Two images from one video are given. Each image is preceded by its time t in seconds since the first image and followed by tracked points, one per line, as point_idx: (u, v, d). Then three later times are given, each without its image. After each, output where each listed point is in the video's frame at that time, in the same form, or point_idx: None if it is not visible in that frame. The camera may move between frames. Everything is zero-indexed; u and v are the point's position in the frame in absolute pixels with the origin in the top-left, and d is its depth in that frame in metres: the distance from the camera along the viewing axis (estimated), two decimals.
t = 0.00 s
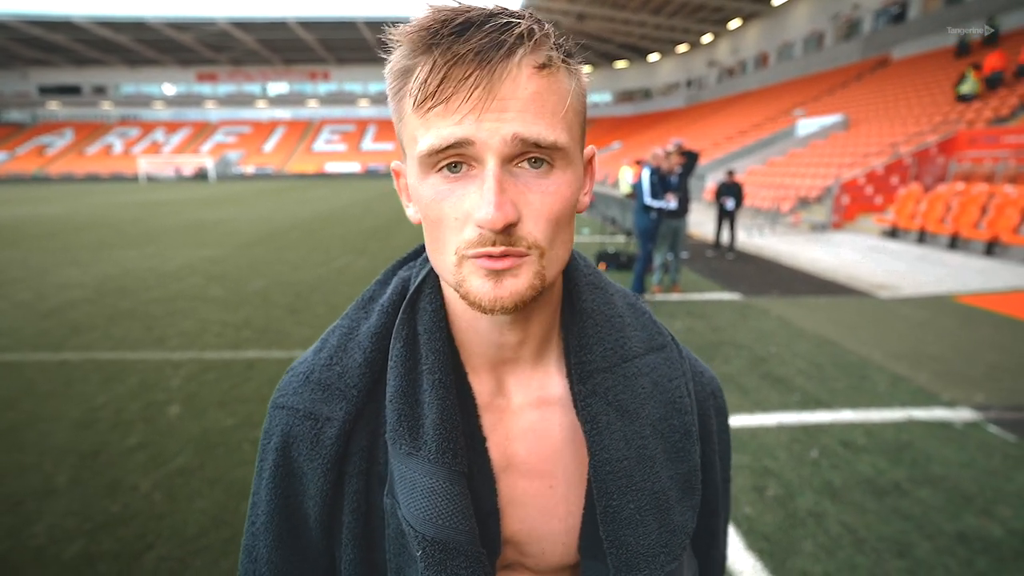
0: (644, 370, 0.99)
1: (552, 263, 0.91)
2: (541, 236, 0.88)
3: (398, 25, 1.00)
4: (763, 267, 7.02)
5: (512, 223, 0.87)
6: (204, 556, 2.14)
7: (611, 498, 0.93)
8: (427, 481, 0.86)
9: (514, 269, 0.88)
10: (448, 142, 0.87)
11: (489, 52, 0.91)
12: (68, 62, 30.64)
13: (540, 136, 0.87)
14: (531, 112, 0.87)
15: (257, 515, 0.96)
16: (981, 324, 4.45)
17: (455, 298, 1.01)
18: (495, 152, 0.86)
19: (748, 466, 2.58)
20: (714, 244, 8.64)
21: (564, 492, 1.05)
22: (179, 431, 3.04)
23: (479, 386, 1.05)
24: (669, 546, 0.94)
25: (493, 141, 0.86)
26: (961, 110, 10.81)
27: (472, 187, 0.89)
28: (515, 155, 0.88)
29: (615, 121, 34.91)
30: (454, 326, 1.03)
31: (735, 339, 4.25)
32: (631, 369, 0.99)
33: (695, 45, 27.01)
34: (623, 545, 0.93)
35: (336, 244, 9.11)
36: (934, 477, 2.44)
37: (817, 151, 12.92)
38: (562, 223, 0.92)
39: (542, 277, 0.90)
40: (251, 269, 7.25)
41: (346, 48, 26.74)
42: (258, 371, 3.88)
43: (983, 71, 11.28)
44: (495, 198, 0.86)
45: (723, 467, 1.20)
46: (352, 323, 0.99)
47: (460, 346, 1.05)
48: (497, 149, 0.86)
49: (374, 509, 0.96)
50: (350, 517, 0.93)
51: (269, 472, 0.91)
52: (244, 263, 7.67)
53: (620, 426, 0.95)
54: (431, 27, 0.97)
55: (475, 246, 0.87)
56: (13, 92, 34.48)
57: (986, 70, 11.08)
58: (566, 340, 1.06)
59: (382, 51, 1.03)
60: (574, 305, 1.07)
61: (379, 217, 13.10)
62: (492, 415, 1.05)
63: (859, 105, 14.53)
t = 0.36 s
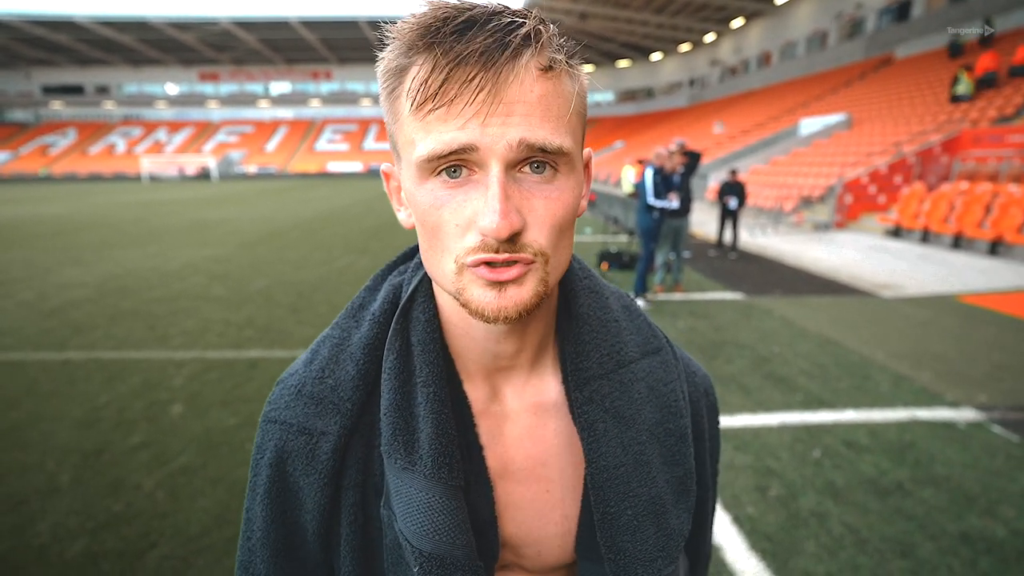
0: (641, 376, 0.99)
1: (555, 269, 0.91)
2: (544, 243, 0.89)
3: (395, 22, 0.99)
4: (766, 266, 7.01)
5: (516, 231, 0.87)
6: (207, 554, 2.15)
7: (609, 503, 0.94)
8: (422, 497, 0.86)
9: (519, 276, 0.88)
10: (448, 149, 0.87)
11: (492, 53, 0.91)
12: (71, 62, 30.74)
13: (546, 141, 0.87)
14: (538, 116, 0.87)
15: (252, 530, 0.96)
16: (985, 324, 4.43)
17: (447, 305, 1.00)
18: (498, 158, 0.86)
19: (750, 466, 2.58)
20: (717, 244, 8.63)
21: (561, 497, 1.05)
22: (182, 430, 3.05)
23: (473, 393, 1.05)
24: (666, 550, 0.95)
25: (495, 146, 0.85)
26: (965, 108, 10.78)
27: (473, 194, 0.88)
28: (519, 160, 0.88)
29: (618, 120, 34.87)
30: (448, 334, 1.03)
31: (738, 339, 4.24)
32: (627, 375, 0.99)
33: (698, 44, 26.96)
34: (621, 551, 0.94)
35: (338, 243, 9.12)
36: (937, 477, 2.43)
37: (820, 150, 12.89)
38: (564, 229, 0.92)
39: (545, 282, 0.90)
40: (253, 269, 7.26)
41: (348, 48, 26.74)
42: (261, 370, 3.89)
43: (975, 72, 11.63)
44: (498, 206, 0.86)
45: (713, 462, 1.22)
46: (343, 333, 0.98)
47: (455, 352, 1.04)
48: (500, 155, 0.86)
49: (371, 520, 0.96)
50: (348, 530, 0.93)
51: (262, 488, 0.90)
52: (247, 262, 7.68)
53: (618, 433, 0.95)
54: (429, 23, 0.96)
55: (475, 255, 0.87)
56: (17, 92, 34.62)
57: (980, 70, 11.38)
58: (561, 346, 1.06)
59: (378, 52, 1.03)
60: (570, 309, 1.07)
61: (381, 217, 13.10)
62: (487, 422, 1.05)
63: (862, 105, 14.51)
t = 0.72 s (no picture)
0: (637, 379, 1.00)
1: (551, 271, 0.91)
2: (541, 244, 0.89)
3: (388, 21, 0.99)
4: (768, 266, 7.00)
5: (511, 232, 0.87)
6: (209, 553, 2.15)
7: (604, 506, 0.95)
8: (417, 499, 0.86)
9: (515, 278, 0.88)
10: (443, 149, 0.86)
11: (487, 54, 0.91)
12: (72, 61, 30.76)
13: (541, 141, 0.87)
14: (532, 116, 0.87)
15: (246, 530, 0.96)
16: (986, 324, 4.43)
17: (443, 306, 1.00)
18: (493, 159, 0.86)
19: (751, 465, 2.58)
20: (719, 243, 8.62)
21: (556, 499, 1.06)
22: (183, 429, 3.05)
23: (469, 396, 1.05)
24: (661, 553, 0.96)
25: (490, 148, 0.85)
26: (966, 108, 10.77)
27: (468, 195, 0.88)
28: (514, 161, 0.88)
29: (619, 120, 34.84)
30: (444, 335, 1.03)
31: (739, 338, 4.24)
32: (624, 378, 0.99)
33: (699, 44, 26.96)
34: (616, 553, 0.95)
35: (339, 243, 9.12)
36: (938, 476, 2.44)
37: (821, 149, 12.88)
38: (561, 230, 0.92)
39: (542, 284, 0.90)
40: (254, 267, 7.26)
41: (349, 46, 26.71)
42: (261, 369, 3.89)
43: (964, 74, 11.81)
44: (493, 207, 0.86)
45: (711, 464, 1.22)
46: (337, 334, 0.98)
47: (451, 354, 1.04)
48: (494, 156, 0.86)
49: (366, 521, 0.97)
50: (342, 531, 0.94)
51: (256, 489, 0.91)
52: (248, 261, 7.68)
53: (613, 436, 0.96)
54: (423, 22, 0.96)
55: (470, 257, 0.87)
56: (18, 90, 34.65)
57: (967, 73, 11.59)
58: (558, 348, 1.06)
59: (373, 51, 1.02)
60: (568, 311, 1.07)
61: (382, 216, 13.11)
62: (483, 424, 1.06)
63: (864, 104, 14.49)
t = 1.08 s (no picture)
0: (633, 381, 0.99)
1: (548, 268, 0.91)
2: (537, 240, 0.89)
3: (381, 22, 1.00)
4: (770, 267, 6.98)
5: (507, 227, 0.87)
6: (211, 552, 2.16)
7: (597, 508, 0.95)
8: (412, 499, 0.86)
9: (511, 276, 0.88)
10: (437, 146, 0.86)
11: (478, 51, 0.91)
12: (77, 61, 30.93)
13: (535, 137, 0.87)
14: (526, 112, 0.87)
15: (238, 528, 0.96)
16: (989, 326, 4.42)
17: (439, 305, 1.00)
18: (487, 155, 0.86)
19: (754, 467, 2.57)
20: (721, 244, 8.61)
21: (550, 500, 1.06)
22: (185, 428, 3.05)
23: (465, 396, 1.05)
24: (653, 555, 0.95)
25: (484, 144, 0.85)
26: (970, 109, 10.73)
27: (464, 192, 0.88)
28: (510, 156, 0.88)
29: (622, 120, 34.84)
30: (439, 335, 1.03)
31: (742, 339, 4.24)
32: (619, 380, 0.99)
33: (701, 44, 26.93)
34: (609, 555, 0.95)
35: (341, 243, 9.14)
36: (942, 479, 2.43)
37: (824, 150, 12.87)
38: (557, 227, 0.92)
39: (538, 282, 0.90)
40: (256, 267, 7.28)
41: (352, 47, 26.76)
42: (264, 368, 3.90)
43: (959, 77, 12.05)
44: (489, 202, 0.86)
45: (704, 467, 1.22)
46: (333, 332, 0.98)
47: (446, 354, 1.04)
48: (489, 153, 0.85)
49: (359, 521, 0.96)
50: (335, 530, 0.94)
51: (249, 487, 0.90)
52: (251, 261, 7.70)
53: (608, 438, 0.96)
54: (417, 21, 0.96)
55: (466, 254, 0.87)
56: (23, 91, 34.86)
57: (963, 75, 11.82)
58: (555, 349, 1.06)
59: (367, 51, 1.03)
60: (564, 313, 1.07)
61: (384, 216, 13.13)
62: (477, 424, 1.05)
63: (867, 105, 14.46)
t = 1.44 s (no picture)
0: (622, 390, 0.99)
1: (537, 273, 0.91)
2: (526, 244, 0.88)
3: (363, 21, 0.99)
4: (773, 268, 6.96)
5: (495, 229, 0.86)
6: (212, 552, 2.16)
7: (582, 518, 0.95)
8: (397, 508, 0.86)
9: (501, 280, 0.88)
10: (422, 148, 0.86)
11: (461, 48, 0.91)
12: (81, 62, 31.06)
13: (521, 134, 0.86)
14: (511, 110, 0.87)
15: (223, 533, 0.96)
16: (993, 327, 4.40)
17: (426, 310, 1.00)
18: (473, 156, 0.85)
19: (757, 468, 2.56)
20: (723, 244, 8.60)
21: (538, 507, 1.06)
22: (188, 428, 3.06)
23: (453, 402, 1.05)
24: (637, 564, 0.96)
25: (469, 144, 0.85)
26: (974, 109, 10.68)
27: (450, 195, 0.88)
28: (497, 156, 0.88)
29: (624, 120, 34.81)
30: (428, 341, 1.02)
31: (744, 340, 4.22)
32: (608, 389, 0.99)
33: (704, 44, 26.90)
34: (592, 565, 0.95)
35: (344, 243, 9.15)
36: (947, 481, 2.41)
37: (827, 151, 12.84)
38: (546, 229, 0.92)
39: (528, 287, 0.90)
40: (259, 267, 7.29)
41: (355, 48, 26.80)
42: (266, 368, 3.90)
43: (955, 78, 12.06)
44: (476, 204, 0.85)
45: (694, 473, 1.22)
46: (319, 337, 0.97)
47: (434, 360, 1.04)
48: (475, 153, 0.85)
49: (346, 528, 0.96)
50: (322, 536, 0.93)
51: (235, 492, 0.90)
52: (253, 261, 7.70)
53: (595, 448, 0.96)
54: (400, 20, 0.96)
55: (455, 259, 0.86)
56: (27, 92, 35.02)
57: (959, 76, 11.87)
58: (544, 355, 1.05)
59: (348, 52, 1.02)
60: (554, 320, 1.06)
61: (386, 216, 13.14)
62: (465, 429, 1.05)
63: (870, 105, 14.42)
